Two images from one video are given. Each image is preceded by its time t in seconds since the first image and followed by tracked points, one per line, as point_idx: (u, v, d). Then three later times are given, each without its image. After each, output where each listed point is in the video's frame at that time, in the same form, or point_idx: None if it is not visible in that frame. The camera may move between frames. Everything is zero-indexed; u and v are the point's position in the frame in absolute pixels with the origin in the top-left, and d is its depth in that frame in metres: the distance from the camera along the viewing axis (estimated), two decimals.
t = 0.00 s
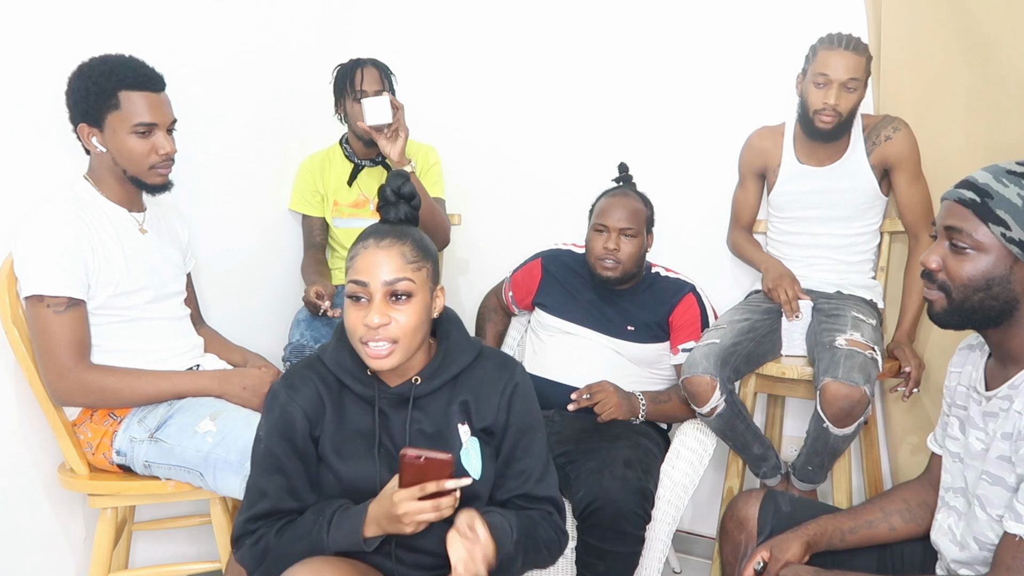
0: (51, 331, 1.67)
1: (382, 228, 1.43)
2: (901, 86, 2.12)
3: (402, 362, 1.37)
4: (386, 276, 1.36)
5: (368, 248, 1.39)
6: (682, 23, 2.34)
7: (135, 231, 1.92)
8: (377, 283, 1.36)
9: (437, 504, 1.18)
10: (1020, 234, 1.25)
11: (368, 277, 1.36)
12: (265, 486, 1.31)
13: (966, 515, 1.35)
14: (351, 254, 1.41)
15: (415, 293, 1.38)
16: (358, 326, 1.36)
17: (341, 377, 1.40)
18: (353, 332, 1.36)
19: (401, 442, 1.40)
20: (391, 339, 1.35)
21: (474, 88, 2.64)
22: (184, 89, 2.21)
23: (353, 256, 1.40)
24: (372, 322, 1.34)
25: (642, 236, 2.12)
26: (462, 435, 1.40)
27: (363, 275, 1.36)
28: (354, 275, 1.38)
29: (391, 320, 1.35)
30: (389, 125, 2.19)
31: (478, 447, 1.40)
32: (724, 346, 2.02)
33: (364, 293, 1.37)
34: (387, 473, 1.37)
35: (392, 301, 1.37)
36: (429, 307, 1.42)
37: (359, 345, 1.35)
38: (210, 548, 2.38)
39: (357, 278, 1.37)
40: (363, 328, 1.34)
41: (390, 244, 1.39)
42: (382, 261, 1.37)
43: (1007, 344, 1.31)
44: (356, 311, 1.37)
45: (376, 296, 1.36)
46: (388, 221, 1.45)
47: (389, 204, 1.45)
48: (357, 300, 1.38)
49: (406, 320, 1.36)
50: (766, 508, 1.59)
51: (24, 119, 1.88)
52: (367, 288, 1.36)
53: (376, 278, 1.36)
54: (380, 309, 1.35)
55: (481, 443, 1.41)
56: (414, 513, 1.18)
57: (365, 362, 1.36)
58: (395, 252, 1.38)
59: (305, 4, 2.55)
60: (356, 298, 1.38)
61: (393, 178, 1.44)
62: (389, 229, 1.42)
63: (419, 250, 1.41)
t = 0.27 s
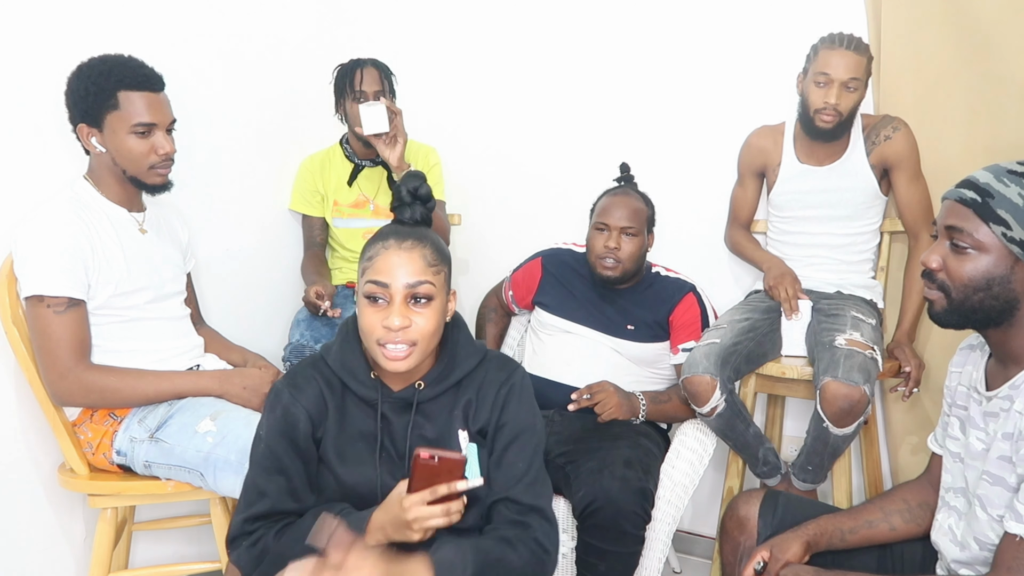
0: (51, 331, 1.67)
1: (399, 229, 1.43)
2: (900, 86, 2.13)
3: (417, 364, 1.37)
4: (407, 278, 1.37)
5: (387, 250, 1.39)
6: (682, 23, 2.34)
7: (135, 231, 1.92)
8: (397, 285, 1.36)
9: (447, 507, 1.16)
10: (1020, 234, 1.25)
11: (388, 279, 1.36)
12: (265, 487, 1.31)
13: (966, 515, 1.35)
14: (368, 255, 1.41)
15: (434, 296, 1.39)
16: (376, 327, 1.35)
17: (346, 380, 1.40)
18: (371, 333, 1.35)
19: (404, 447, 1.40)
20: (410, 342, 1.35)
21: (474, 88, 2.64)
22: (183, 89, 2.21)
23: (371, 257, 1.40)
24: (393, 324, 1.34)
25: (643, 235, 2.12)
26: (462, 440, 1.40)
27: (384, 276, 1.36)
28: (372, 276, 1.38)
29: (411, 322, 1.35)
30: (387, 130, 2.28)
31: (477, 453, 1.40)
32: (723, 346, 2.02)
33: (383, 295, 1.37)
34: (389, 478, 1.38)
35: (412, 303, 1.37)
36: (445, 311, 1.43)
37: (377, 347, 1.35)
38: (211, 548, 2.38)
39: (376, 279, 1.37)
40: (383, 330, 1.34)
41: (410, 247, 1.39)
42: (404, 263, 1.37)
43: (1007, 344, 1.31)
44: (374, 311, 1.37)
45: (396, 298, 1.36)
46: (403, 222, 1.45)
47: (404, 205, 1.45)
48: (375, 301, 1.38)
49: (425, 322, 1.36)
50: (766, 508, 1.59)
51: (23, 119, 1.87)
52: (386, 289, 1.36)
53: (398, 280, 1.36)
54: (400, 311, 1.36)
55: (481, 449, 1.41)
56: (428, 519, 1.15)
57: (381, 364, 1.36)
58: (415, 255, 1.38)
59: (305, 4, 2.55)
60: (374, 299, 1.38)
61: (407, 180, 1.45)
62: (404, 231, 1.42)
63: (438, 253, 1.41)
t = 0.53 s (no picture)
0: (51, 332, 1.67)
1: (398, 231, 1.43)
2: (901, 86, 2.13)
3: (416, 367, 1.37)
4: (407, 281, 1.37)
5: (386, 252, 1.39)
6: (683, 23, 2.34)
7: (135, 231, 1.92)
8: (397, 288, 1.36)
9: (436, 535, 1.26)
10: (1020, 234, 1.25)
11: (388, 281, 1.37)
12: (259, 488, 1.32)
13: (967, 515, 1.35)
14: (367, 256, 1.41)
15: (433, 299, 1.39)
16: (375, 330, 1.35)
17: (342, 383, 1.39)
18: (371, 335, 1.36)
19: (399, 450, 1.40)
20: (409, 345, 1.35)
21: (474, 88, 2.64)
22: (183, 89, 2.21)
23: (370, 259, 1.40)
24: (392, 326, 1.34)
25: (644, 235, 2.12)
26: (456, 443, 1.40)
27: (384, 278, 1.37)
28: (371, 278, 1.38)
29: (410, 325, 1.36)
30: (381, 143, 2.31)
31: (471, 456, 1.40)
32: (723, 346, 2.01)
33: (382, 297, 1.37)
34: (385, 482, 1.38)
35: (412, 306, 1.37)
36: (443, 313, 1.43)
37: (375, 349, 1.35)
38: (211, 548, 2.38)
39: (376, 281, 1.37)
40: (382, 332, 1.34)
41: (410, 249, 1.39)
42: (404, 265, 1.37)
43: (1007, 344, 1.31)
44: (373, 314, 1.37)
45: (396, 300, 1.36)
46: (402, 224, 1.44)
47: (402, 206, 1.44)
48: (374, 303, 1.38)
49: (425, 325, 1.36)
50: (766, 508, 1.59)
51: (23, 119, 1.87)
52: (386, 291, 1.36)
53: (398, 283, 1.36)
54: (399, 314, 1.36)
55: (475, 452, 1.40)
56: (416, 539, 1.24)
57: (379, 367, 1.36)
58: (414, 258, 1.39)
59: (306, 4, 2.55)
60: (373, 301, 1.38)
61: (405, 181, 1.44)
62: (402, 233, 1.42)
63: (437, 256, 1.41)
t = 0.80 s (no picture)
0: (52, 332, 1.67)
1: (393, 232, 1.44)
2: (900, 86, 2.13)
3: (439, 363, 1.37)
4: (422, 276, 1.38)
5: (395, 250, 1.39)
6: (683, 23, 2.34)
7: (135, 231, 1.92)
8: (416, 283, 1.37)
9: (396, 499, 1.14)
10: (1020, 234, 1.25)
11: (407, 276, 1.37)
12: (251, 499, 1.33)
13: (967, 515, 1.35)
14: (372, 258, 1.40)
15: (445, 294, 1.41)
16: (400, 327, 1.34)
17: (332, 389, 1.41)
18: (399, 335, 1.34)
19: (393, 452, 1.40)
20: (439, 338, 1.36)
21: (474, 88, 2.64)
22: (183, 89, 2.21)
23: (378, 260, 1.39)
24: (424, 319, 1.35)
25: (644, 234, 2.12)
26: (449, 442, 1.40)
27: (408, 273, 1.37)
28: (385, 277, 1.37)
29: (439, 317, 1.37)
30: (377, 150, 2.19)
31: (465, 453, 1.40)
32: (723, 347, 2.02)
33: (403, 293, 1.36)
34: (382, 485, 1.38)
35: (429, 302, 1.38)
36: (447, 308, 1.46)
37: (407, 345, 1.34)
38: (211, 548, 2.38)
39: (398, 277, 1.36)
40: (414, 327, 1.34)
41: (416, 247, 1.41)
42: (421, 260, 1.39)
43: (1007, 344, 1.31)
44: (395, 311, 1.35)
45: (417, 297, 1.36)
46: (376, 224, 1.46)
47: (375, 207, 1.46)
48: (392, 300, 1.36)
49: (447, 318, 1.38)
50: (766, 508, 1.59)
51: (23, 119, 1.88)
52: (410, 287, 1.36)
53: (416, 278, 1.37)
54: (426, 307, 1.36)
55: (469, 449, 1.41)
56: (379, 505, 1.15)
57: (408, 366, 1.35)
58: (424, 254, 1.40)
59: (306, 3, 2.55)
60: (392, 298, 1.36)
61: (377, 183, 1.46)
62: (401, 232, 1.44)
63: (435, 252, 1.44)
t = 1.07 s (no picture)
0: (51, 332, 1.67)
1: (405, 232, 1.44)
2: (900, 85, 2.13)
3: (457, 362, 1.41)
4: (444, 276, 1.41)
5: (417, 252, 1.40)
6: (684, 22, 2.34)
7: (135, 231, 1.92)
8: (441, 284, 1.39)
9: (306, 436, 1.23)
10: (1020, 234, 1.25)
11: (429, 278, 1.38)
12: (249, 502, 1.34)
13: (967, 515, 1.35)
14: (393, 259, 1.39)
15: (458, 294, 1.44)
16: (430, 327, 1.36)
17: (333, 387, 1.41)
18: (430, 336, 1.35)
19: (396, 450, 1.40)
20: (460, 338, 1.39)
21: (474, 88, 2.64)
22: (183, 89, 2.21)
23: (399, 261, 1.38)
24: (450, 321, 1.37)
25: (644, 235, 2.12)
26: (455, 437, 1.40)
27: (432, 277, 1.38)
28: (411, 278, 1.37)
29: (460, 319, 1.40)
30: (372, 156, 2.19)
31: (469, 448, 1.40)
32: (723, 346, 2.02)
33: (426, 295, 1.37)
34: (386, 482, 1.38)
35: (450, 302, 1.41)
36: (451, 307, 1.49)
37: (434, 347, 1.35)
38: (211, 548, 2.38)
39: (421, 280, 1.37)
40: (440, 329, 1.36)
41: (431, 249, 1.42)
42: (439, 263, 1.41)
43: (1007, 345, 1.31)
44: (419, 313, 1.36)
45: (443, 299, 1.39)
46: (371, 224, 1.43)
47: (369, 207, 1.43)
48: (415, 302, 1.36)
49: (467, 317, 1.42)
50: (766, 508, 1.59)
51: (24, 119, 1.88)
52: (434, 290, 1.38)
53: (442, 279, 1.39)
54: (448, 309, 1.38)
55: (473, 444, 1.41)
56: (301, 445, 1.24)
57: (437, 366, 1.37)
58: (441, 256, 1.43)
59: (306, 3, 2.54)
60: (417, 301, 1.36)
61: (369, 181, 1.42)
62: (410, 231, 1.44)
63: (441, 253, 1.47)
